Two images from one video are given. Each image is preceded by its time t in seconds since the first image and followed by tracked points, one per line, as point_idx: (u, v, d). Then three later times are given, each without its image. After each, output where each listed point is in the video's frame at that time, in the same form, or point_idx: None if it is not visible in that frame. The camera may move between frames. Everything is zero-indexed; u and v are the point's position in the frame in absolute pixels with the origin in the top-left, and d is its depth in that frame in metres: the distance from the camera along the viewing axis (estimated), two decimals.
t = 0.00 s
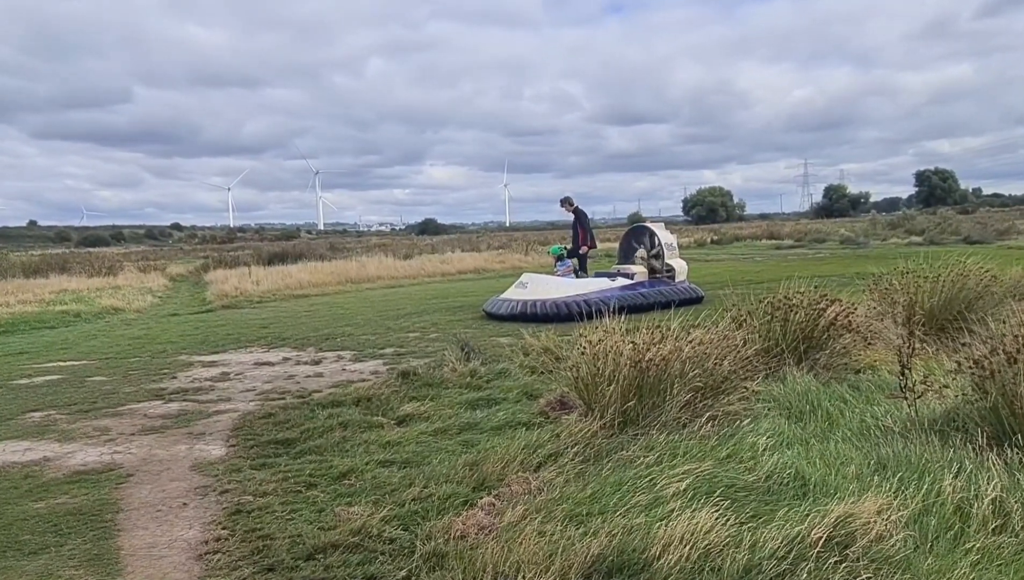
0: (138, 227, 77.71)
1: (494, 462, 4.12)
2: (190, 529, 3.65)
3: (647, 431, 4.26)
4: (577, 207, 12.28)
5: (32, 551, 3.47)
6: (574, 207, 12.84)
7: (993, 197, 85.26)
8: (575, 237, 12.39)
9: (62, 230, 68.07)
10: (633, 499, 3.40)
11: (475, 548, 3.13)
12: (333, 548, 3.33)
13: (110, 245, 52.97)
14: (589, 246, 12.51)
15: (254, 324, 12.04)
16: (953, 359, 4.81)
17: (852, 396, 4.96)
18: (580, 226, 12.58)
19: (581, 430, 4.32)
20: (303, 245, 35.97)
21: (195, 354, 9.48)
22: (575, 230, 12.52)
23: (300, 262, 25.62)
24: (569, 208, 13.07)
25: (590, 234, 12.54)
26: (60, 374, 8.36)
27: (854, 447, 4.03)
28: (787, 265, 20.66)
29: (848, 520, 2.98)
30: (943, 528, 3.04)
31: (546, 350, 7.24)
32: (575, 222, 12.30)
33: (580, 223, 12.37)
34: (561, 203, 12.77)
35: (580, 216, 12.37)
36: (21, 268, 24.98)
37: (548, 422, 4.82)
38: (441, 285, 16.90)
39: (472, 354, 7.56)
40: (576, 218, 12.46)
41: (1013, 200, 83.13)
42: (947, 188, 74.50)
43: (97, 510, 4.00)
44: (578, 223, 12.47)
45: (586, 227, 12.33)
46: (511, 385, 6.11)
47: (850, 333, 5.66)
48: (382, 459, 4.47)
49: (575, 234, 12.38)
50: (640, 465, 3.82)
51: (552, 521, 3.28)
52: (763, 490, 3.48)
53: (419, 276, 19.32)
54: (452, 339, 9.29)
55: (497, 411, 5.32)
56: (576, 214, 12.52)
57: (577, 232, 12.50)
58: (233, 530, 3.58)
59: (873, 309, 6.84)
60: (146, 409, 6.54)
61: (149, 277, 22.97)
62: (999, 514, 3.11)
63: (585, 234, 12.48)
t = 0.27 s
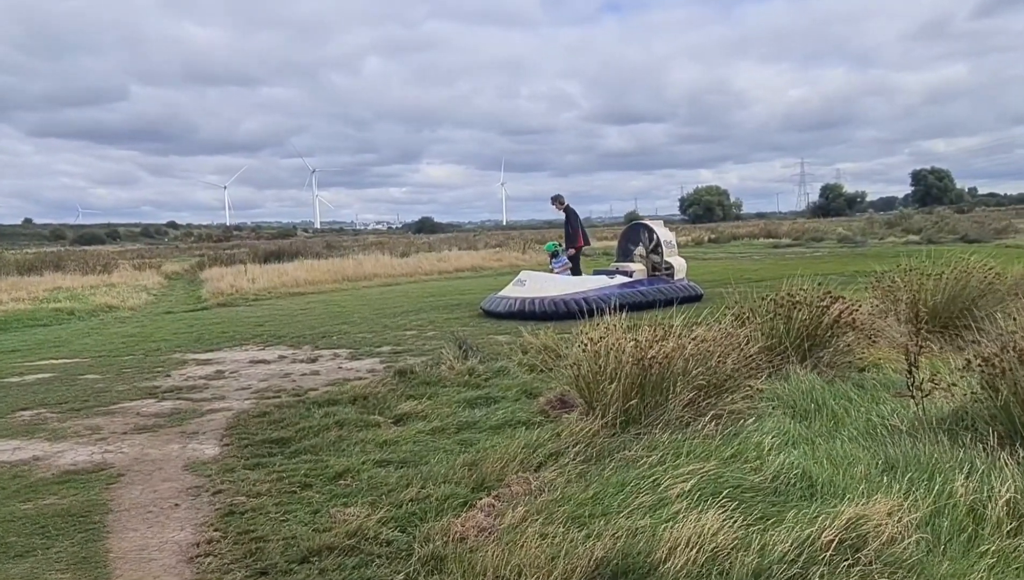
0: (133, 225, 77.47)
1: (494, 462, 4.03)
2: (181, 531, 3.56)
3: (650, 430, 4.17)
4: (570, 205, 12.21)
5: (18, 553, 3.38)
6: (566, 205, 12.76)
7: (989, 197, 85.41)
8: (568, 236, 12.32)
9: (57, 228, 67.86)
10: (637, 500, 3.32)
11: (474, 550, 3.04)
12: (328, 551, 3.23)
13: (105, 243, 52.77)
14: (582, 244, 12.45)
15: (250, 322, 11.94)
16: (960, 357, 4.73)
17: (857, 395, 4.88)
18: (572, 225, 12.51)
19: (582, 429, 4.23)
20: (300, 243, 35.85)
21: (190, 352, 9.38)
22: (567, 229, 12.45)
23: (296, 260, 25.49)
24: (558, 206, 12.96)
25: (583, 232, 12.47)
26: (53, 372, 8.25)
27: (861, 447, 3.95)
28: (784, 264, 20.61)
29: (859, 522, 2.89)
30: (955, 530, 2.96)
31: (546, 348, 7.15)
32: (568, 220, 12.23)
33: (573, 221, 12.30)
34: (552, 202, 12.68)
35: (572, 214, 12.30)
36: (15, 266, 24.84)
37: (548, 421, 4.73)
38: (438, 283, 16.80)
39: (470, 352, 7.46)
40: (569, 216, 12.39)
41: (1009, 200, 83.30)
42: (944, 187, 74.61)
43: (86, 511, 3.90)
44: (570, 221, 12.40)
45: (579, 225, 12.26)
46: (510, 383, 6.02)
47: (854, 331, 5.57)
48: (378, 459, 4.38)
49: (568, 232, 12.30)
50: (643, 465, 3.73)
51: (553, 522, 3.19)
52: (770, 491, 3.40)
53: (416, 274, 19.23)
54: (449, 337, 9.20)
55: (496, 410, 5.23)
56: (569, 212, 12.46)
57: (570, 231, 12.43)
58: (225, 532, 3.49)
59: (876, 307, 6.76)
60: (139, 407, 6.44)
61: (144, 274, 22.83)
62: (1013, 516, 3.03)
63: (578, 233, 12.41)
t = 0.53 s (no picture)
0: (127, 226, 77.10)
1: (487, 472, 3.86)
2: (157, 546, 3.38)
3: (649, 438, 4.01)
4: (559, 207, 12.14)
5: None
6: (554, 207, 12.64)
7: (984, 198, 85.58)
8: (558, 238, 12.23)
9: (50, 229, 67.50)
10: (637, 514, 3.16)
11: (465, 569, 2.88)
12: (311, 569, 3.07)
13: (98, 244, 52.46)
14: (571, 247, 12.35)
15: (241, 325, 11.75)
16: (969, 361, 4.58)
17: (863, 400, 4.72)
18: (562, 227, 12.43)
19: (579, 437, 4.07)
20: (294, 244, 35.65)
21: (178, 355, 9.20)
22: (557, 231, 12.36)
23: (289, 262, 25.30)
24: (547, 208, 12.80)
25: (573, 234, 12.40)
26: (37, 376, 8.06)
27: (869, 456, 3.79)
28: (780, 264, 20.51)
29: (871, 539, 2.73)
30: (973, 546, 2.81)
31: (542, 352, 6.99)
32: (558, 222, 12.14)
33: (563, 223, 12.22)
34: (540, 205, 12.55)
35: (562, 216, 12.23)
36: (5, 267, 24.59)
37: (543, 428, 4.57)
38: (433, 284, 16.63)
39: (464, 355, 7.30)
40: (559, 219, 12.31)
41: (1003, 201, 83.47)
42: (939, 188, 74.72)
43: (60, 524, 3.72)
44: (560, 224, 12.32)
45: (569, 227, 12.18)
46: (504, 388, 5.85)
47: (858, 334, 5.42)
48: (367, 468, 4.21)
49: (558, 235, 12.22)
50: (643, 476, 3.57)
51: (549, 538, 3.03)
52: (776, 504, 3.24)
53: (410, 276, 19.06)
54: (443, 340, 9.03)
55: (490, 416, 5.07)
56: (558, 214, 12.37)
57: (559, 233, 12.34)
58: (204, 548, 3.32)
59: (879, 309, 6.62)
60: (123, 413, 6.25)
61: (136, 276, 22.60)
62: None
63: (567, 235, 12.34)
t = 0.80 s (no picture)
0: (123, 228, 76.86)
1: (483, 491, 3.72)
2: (140, 571, 3.24)
3: (652, 455, 3.87)
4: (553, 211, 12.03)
5: None
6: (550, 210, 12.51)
7: (980, 199, 85.69)
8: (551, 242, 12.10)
9: (46, 231, 67.24)
10: (641, 538, 3.02)
11: None
12: None
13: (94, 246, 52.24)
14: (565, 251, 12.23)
15: (235, 330, 11.60)
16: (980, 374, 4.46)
17: (870, 413, 4.59)
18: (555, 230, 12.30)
19: (579, 453, 3.93)
20: (290, 247, 35.51)
21: (170, 362, 9.05)
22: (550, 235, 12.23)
23: (285, 265, 25.14)
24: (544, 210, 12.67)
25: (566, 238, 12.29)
26: (25, 384, 7.90)
27: (879, 474, 3.67)
28: (780, 268, 20.41)
29: (887, 568, 2.60)
30: (993, 574, 2.68)
31: (541, 361, 6.87)
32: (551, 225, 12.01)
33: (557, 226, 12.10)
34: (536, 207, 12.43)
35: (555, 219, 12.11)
36: None
37: (542, 443, 4.43)
38: (430, 289, 16.49)
39: (462, 364, 7.16)
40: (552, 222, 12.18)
41: (1000, 203, 83.59)
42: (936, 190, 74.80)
43: (40, 546, 3.57)
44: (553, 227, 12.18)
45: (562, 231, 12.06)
46: (502, 399, 5.71)
47: (864, 343, 5.29)
48: (360, 486, 4.07)
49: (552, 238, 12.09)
50: (647, 496, 3.44)
51: (549, 564, 2.89)
52: (786, 527, 3.11)
53: (407, 279, 18.93)
54: (440, 346, 8.90)
55: (488, 429, 4.93)
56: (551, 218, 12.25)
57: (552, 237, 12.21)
58: (188, 573, 3.17)
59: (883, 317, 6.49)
60: (111, 424, 6.10)
61: (131, 279, 22.44)
62: None
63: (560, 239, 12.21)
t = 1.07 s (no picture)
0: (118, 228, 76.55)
1: (491, 500, 3.60)
2: None
3: (664, 461, 3.75)
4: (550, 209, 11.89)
5: None
6: (547, 209, 12.37)
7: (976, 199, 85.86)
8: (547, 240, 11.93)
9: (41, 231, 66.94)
10: (658, 550, 2.89)
11: None
12: None
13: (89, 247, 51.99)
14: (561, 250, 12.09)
15: (231, 332, 11.45)
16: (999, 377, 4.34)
17: (886, 417, 4.48)
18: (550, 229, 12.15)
19: (589, 460, 3.81)
20: (287, 247, 35.33)
21: (166, 364, 8.90)
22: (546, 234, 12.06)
23: (281, 265, 24.96)
24: (541, 209, 12.55)
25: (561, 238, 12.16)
26: (17, 387, 7.75)
27: (900, 481, 3.55)
28: (780, 268, 20.30)
29: None
30: None
31: (545, 363, 6.74)
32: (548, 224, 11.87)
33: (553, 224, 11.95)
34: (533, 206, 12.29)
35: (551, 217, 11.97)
36: None
37: (549, 448, 4.30)
38: (428, 289, 16.34)
39: (464, 366, 7.02)
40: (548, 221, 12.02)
41: (995, 203, 83.78)
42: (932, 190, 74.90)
43: (29, 559, 3.43)
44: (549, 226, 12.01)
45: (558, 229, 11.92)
46: (506, 402, 5.58)
47: (877, 344, 5.16)
48: (363, 493, 3.94)
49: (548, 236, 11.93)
50: (661, 505, 3.31)
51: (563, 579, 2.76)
52: (807, 538, 2.99)
53: (405, 279, 18.79)
54: (440, 348, 8.77)
55: (493, 433, 4.80)
56: (547, 216, 12.11)
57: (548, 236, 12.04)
58: None
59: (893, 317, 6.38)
60: (105, 428, 5.96)
61: (126, 280, 22.27)
62: None
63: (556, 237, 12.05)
